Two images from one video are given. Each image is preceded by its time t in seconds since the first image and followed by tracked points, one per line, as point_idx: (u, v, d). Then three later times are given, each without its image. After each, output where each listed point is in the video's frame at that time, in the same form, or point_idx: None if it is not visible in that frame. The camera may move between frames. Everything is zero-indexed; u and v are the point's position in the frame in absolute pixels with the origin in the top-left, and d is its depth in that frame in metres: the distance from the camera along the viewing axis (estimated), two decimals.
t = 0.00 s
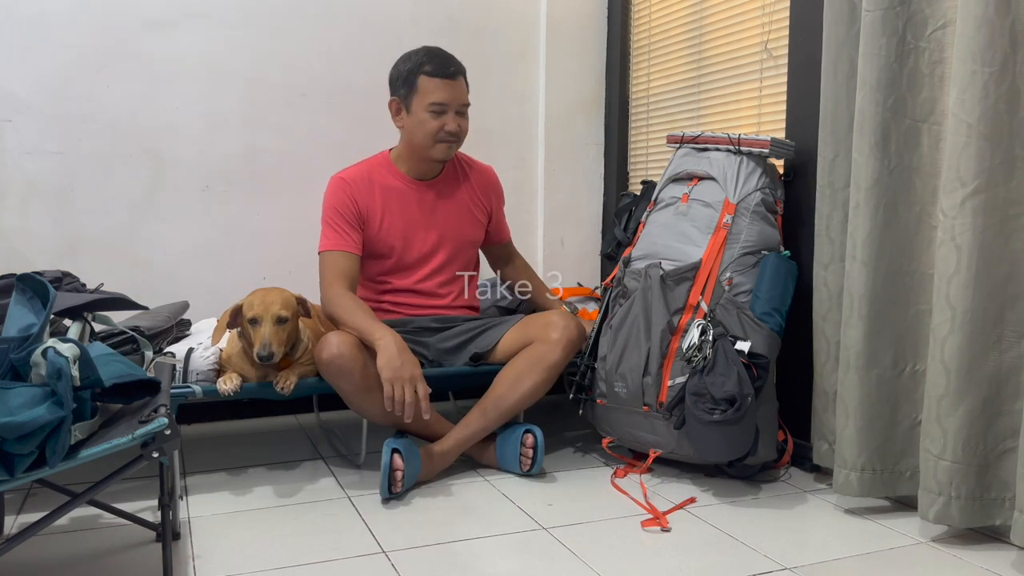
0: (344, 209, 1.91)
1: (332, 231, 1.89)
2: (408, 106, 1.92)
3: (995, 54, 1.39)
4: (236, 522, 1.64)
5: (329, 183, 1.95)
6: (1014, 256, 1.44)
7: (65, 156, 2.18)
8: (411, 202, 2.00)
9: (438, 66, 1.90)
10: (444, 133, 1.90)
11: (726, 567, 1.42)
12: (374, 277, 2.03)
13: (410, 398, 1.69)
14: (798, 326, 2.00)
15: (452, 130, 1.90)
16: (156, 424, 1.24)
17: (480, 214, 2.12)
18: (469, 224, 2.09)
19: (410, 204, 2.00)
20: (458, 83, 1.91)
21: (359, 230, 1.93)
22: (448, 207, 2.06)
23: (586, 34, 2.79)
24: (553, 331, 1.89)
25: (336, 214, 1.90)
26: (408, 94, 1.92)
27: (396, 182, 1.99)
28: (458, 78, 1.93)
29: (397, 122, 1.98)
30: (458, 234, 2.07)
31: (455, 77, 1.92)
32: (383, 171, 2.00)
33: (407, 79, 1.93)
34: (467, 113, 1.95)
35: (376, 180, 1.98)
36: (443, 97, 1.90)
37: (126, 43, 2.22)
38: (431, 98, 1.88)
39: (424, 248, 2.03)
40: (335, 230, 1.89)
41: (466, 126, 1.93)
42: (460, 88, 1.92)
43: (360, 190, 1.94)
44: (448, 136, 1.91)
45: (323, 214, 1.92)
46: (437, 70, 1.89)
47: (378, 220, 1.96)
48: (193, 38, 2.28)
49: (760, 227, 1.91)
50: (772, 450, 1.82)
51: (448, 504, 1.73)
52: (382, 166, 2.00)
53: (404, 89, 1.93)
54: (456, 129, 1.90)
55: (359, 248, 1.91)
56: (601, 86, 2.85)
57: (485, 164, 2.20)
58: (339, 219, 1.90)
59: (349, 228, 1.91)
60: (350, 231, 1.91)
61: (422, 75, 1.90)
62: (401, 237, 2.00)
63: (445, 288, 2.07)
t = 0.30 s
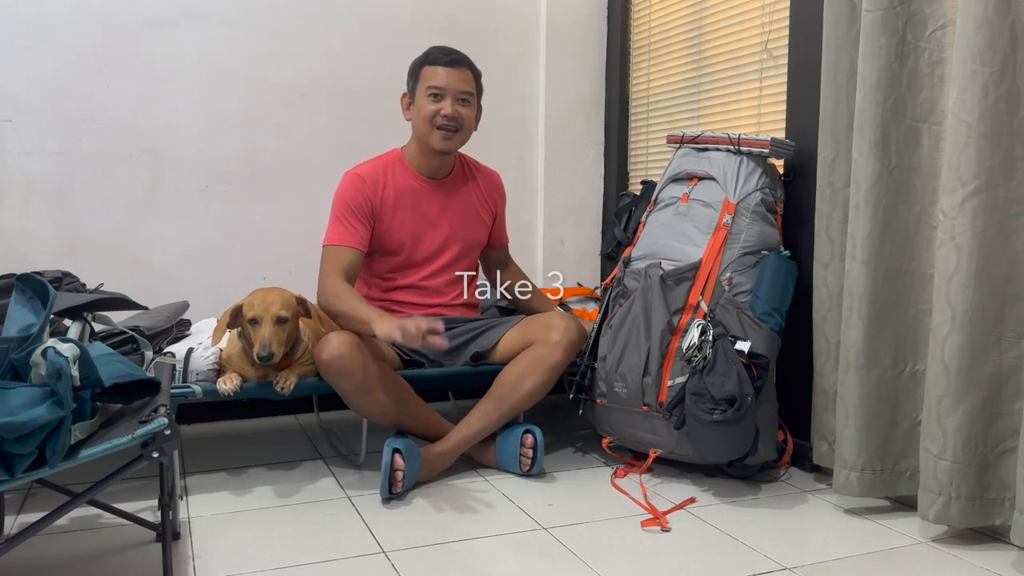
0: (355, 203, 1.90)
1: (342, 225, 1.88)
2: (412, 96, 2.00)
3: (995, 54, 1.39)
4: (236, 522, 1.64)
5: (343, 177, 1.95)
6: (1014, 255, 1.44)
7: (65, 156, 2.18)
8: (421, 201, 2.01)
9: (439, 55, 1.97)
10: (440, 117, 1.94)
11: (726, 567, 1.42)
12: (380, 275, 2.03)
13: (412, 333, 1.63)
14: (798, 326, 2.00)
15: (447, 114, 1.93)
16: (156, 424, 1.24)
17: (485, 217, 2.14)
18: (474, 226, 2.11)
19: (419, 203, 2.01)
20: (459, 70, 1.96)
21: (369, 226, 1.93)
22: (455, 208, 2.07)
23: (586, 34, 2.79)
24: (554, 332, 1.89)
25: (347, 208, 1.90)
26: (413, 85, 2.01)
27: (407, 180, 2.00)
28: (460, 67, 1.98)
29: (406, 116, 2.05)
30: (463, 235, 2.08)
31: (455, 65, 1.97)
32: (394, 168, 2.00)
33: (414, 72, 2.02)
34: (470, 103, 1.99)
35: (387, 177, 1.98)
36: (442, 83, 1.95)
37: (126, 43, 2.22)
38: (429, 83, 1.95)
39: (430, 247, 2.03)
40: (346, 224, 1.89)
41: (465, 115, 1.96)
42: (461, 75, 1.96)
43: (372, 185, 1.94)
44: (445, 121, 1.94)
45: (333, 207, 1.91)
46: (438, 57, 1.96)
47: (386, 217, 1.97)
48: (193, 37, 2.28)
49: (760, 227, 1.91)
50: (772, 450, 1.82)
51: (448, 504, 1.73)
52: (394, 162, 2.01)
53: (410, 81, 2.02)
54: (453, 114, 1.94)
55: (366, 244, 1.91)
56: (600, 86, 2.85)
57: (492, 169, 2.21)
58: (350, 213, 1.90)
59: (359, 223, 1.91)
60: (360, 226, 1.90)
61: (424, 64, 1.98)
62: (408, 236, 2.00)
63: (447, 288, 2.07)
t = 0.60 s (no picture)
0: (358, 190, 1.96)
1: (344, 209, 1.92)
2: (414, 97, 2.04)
3: (995, 54, 1.39)
4: (236, 522, 1.64)
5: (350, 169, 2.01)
6: (1014, 255, 1.44)
7: (65, 156, 2.18)
8: (423, 197, 2.05)
9: (437, 55, 2.00)
10: (441, 115, 1.98)
11: (726, 567, 1.42)
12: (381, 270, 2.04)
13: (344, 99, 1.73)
14: (799, 326, 2.00)
15: (446, 112, 1.97)
16: (156, 424, 1.24)
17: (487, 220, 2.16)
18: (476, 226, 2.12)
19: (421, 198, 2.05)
20: (457, 69, 1.99)
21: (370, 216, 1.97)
22: (458, 207, 2.09)
23: (586, 34, 2.79)
24: (551, 328, 1.90)
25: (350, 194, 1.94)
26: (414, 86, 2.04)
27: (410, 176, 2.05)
28: (457, 66, 2.00)
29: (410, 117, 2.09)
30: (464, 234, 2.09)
31: (451, 64, 1.99)
32: (399, 165, 2.05)
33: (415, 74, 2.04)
34: (470, 100, 2.01)
35: (391, 171, 2.04)
36: (441, 82, 1.98)
37: (126, 43, 2.22)
38: (428, 83, 1.98)
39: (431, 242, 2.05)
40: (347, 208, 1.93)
41: (464, 112, 1.99)
42: (460, 74, 1.99)
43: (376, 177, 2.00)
44: (445, 119, 1.98)
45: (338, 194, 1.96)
46: (435, 57, 1.98)
47: (388, 207, 2.00)
48: (193, 37, 2.28)
49: (760, 227, 1.91)
50: (772, 450, 1.82)
51: (448, 504, 1.73)
52: (398, 159, 2.06)
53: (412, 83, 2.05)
54: (451, 111, 1.97)
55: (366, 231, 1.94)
56: (600, 86, 2.85)
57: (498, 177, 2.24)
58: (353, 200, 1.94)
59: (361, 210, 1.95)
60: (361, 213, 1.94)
61: (422, 65, 2.01)
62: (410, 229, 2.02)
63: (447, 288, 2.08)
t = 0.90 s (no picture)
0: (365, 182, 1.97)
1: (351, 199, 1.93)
2: (422, 101, 2.05)
3: (995, 54, 1.39)
4: (235, 522, 1.64)
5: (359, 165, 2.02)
6: (1014, 256, 1.44)
7: (65, 156, 2.18)
8: (429, 195, 2.05)
9: (445, 58, 2.02)
10: (449, 116, 1.99)
11: (725, 568, 1.42)
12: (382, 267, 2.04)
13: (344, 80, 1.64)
14: (798, 326, 2.00)
15: (454, 113, 1.98)
16: (156, 424, 1.24)
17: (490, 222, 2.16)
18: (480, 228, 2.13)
19: (427, 196, 2.05)
20: (465, 72, 2.01)
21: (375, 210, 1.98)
22: (463, 208, 2.10)
23: (586, 34, 2.79)
24: (549, 325, 1.90)
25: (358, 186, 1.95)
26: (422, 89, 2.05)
27: (418, 174, 2.06)
28: (464, 68, 2.01)
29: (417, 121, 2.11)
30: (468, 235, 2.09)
31: (458, 67, 2.01)
32: (407, 164, 2.07)
33: (423, 78, 2.06)
34: (477, 102, 2.02)
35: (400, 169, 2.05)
36: (450, 85, 1.99)
37: (126, 43, 2.22)
38: (437, 86, 1.99)
39: (433, 241, 2.05)
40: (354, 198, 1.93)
41: (472, 113, 2.00)
42: (468, 77, 2.01)
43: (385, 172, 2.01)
44: (452, 119, 1.99)
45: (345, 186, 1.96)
46: (444, 60, 2.01)
47: (393, 204, 2.01)
48: (193, 38, 2.29)
49: (760, 227, 1.91)
50: (772, 450, 1.82)
51: (448, 504, 1.73)
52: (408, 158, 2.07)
53: (420, 87, 2.06)
54: (459, 112, 1.98)
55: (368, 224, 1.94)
56: (600, 86, 2.85)
57: (505, 182, 2.25)
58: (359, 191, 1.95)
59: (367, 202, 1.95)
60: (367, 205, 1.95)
61: (431, 69, 2.03)
62: (414, 226, 2.03)
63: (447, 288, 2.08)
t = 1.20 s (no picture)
0: (371, 188, 1.93)
1: (357, 208, 1.89)
2: (421, 99, 2.01)
3: (995, 54, 1.39)
4: (235, 522, 1.64)
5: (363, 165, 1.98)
6: (1014, 255, 1.44)
7: (65, 156, 2.18)
8: (433, 197, 2.03)
9: (444, 53, 1.99)
10: (447, 110, 1.94)
11: (725, 567, 1.42)
12: (389, 268, 2.04)
13: (396, 388, 1.64)
14: (798, 326, 2.00)
15: (453, 106, 1.93)
16: (156, 424, 1.25)
17: (495, 221, 2.12)
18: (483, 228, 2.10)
19: (432, 197, 2.03)
20: (463, 65, 1.97)
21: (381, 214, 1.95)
22: (467, 208, 2.07)
23: (586, 34, 2.79)
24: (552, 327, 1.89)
25: (364, 193, 1.91)
26: (421, 87, 2.01)
27: (422, 175, 2.03)
28: (462, 61, 1.98)
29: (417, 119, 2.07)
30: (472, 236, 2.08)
31: (456, 60, 1.97)
32: (411, 165, 2.03)
33: (421, 75, 2.03)
34: (476, 94, 1.98)
35: (404, 170, 2.02)
36: (448, 78, 1.95)
37: (126, 43, 2.22)
38: (435, 80, 1.95)
39: (439, 243, 2.04)
40: (361, 207, 1.89)
41: (472, 105, 1.95)
42: (466, 69, 1.97)
43: (388, 176, 1.98)
44: (452, 113, 1.94)
45: (350, 192, 1.92)
46: (441, 54, 1.97)
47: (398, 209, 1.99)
48: (193, 38, 2.29)
49: (760, 227, 1.91)
50: (772, 450, 1.82)
51: (448, 504, 1.73)
52: (411, 157, 2.04)
53: (419, 86, 2.02)
54: (458, 105, 1.94)
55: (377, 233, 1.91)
56: (600, 86, 2.85)
57: (512, 172, 2.19)
58: (366, 200, 1.91)
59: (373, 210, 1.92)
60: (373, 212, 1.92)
61: (428, 66, 1.99)
62: (419, 229, 2.01)
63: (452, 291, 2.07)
